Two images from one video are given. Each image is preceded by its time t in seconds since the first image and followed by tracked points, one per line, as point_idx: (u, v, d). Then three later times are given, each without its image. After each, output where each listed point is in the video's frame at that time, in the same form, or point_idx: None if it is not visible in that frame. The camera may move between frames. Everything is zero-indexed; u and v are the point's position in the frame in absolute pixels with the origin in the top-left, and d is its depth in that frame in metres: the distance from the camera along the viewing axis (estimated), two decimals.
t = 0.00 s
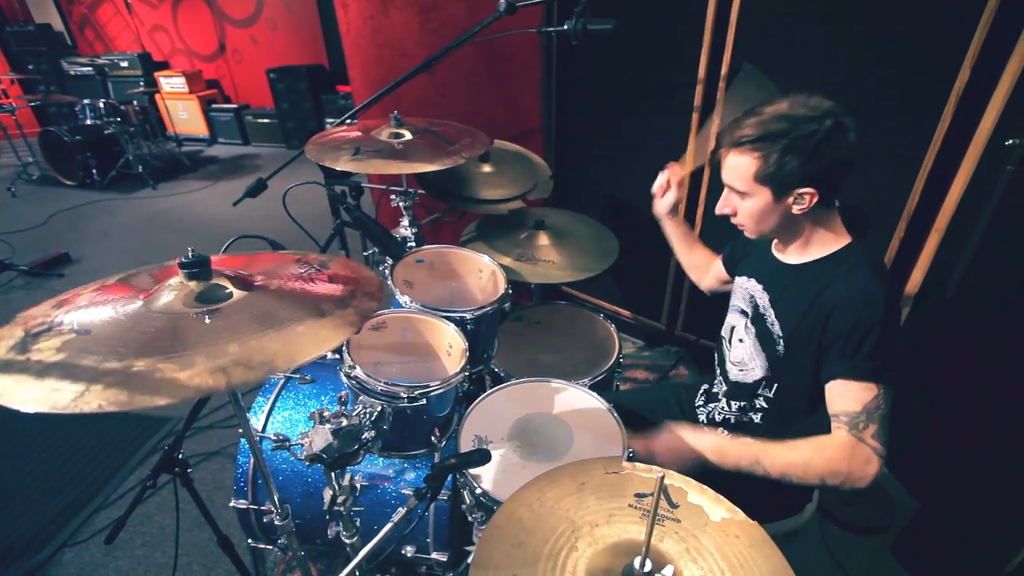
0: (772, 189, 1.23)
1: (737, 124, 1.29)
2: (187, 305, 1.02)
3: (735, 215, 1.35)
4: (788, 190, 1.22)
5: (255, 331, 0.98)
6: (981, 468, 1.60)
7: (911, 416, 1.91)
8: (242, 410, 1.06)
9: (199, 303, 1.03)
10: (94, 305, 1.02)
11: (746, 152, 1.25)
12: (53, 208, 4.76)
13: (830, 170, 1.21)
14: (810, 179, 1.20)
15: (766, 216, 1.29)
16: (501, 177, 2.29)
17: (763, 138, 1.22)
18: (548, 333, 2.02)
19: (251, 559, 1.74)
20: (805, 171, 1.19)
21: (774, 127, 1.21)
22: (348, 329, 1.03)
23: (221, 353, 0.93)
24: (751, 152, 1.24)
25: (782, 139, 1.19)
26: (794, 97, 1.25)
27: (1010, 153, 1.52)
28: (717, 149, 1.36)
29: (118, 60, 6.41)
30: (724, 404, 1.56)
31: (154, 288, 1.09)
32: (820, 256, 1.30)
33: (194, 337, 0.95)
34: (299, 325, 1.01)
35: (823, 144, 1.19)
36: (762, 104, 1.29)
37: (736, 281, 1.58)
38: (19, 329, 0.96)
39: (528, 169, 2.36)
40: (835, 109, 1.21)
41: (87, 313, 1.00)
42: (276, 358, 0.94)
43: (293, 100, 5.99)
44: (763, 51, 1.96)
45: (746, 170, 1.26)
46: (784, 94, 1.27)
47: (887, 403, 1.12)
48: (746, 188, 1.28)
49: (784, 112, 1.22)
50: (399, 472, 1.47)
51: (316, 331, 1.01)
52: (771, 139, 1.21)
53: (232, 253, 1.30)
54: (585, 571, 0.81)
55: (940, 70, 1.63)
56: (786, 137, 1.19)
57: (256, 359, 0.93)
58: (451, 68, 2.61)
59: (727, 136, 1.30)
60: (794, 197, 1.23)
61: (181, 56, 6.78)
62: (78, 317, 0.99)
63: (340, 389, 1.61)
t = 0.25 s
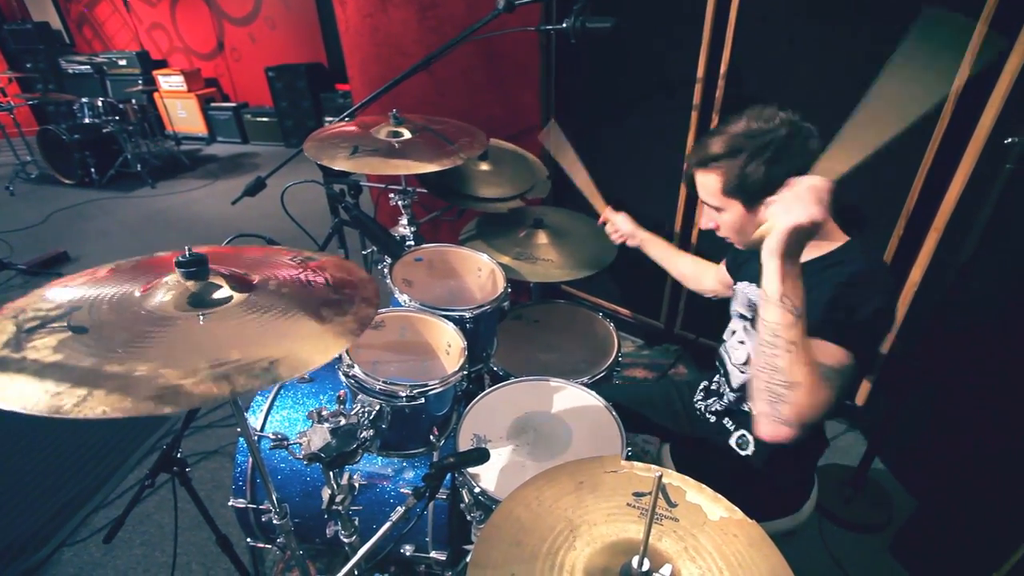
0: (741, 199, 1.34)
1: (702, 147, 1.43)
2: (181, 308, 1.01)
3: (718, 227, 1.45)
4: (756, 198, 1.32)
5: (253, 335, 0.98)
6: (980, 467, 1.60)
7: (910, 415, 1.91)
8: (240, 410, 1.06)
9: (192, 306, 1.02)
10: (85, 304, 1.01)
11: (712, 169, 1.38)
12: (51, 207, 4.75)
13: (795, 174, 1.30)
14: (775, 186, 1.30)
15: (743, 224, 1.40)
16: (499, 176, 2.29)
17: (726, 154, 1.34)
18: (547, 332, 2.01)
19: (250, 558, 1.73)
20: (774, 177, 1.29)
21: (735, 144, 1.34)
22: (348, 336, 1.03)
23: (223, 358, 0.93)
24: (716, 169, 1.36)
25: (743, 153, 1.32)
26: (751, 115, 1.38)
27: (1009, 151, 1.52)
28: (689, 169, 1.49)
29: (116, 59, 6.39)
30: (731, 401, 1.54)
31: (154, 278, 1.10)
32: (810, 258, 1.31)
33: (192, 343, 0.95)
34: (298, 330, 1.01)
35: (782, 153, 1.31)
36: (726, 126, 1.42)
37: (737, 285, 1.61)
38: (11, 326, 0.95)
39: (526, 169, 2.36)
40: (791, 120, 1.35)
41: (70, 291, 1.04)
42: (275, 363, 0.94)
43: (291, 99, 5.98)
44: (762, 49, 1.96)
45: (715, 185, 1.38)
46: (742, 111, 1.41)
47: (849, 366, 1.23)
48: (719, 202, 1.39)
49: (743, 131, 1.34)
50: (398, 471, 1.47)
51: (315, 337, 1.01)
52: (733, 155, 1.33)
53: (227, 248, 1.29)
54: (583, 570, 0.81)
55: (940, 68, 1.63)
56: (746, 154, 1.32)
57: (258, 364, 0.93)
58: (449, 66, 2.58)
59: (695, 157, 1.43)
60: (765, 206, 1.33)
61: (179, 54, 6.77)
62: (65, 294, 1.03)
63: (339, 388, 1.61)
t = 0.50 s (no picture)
0: (726, 178, 1.31)
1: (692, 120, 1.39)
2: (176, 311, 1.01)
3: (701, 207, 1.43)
4: (740, 179, 1.29)
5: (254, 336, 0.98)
6: (982, 467, 1.60)
7: (911, 414, 1.90)
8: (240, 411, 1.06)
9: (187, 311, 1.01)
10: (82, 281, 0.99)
11: (699, 144, 1.35)
12: (52, 207, 4.75)
13: (783, 155, 1.26)
14: (759, 167, 1.26)
15: (726, 204, 1.36)
16: (501, 175, 2.28)
17: (714, 129, 1.31)
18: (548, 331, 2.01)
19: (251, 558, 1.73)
20: (758, 157, 1.26)
21: (724, 119, 1.29)
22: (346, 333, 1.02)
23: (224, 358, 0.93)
24: (705, 144, 1.33)
25: (731, 130, 1.28)
26: (743, 92, 1.35)
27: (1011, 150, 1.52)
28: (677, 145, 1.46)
29: (117, 59, 6.39)
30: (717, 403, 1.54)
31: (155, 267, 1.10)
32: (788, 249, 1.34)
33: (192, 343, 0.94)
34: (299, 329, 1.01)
35: (770, 133, 1.26)
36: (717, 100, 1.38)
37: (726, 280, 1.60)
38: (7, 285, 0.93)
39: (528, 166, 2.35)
40: (783, 104, 1.29)
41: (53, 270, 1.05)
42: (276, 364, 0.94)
43: (292, 99, 5.97)
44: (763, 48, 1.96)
45: (700, 161, 1.35)
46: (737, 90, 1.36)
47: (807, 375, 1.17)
48: (704, 180, 1.37)
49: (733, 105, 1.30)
50: (399, 471, 1.47)
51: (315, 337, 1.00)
52: (720, 130, 1.30)
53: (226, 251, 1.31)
54: (584, 572, 0.81)
55: (942, 67, 1.62)
56: (733, 127, 1.28)
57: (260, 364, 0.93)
58: (450, 65, 2.58)
59: (684, 130, 1.40)
60: (747, 185, 1.29)
61: (180, 54, 6.77)
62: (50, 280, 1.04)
63: (340, 388, 1.61)
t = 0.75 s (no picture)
0: (726, 181, 1.29)
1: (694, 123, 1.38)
2: (194, 308, 1.02)
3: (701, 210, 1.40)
4: (740, 183, 1.27)
5: (255, 336, 0.98)
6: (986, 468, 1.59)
7: (915, 415, 1.89)
8: (241, 412, 1.06)
9: (203, 306, 1.02)
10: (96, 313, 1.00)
11: (701, 146, 1.34)
12: (56, 208, 4.77)
13: (787, 158, 1.24)
14: (761, 170, 1.24)
15: (727, 207, 1.34)
16: (502, 176, 2.28)
17: (716, 130, 1.30)
18: (550, 332, 2.01)
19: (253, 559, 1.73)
20: (761, 160, 1.23)
21: (727, 121, 1.29)
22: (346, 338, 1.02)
23: (225, 359, 0.93)
24: (705, 147, 1.32)
25: (734, 132, 1.27)
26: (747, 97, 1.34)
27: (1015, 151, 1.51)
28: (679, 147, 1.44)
29: (120, 61, 6.42)
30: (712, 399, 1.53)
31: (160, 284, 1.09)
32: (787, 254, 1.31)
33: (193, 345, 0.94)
34: (300, 332, 1.01)
35: (772, 137, 1.25)
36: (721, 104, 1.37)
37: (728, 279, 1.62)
38: (21, 337, 0.94)
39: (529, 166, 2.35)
40: (786, 108, 1.30)
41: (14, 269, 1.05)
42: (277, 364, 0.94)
43: (294, 100, 5.99)
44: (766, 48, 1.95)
45: (701, 162, 1.34)
46: (743, 95, 1.37)
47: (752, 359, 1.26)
48: (704, 181, 1.35)
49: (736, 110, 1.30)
50: (400, 472, 1.46)
51: (314, 340, 0.99)
52: (723, 132, 1.29)
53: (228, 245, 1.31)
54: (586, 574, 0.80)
55: (946, 67, 1.62)
56: (735, 130, 1.27)
57: (261, 364, 0.93)
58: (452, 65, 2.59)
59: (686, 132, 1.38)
60: (748, 189, 1.27)
61: (183, 56, 6.79)
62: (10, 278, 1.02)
63: (341, 389, 1.61)
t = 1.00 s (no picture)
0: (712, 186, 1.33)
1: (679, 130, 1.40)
2: (173, 310, 1.01)
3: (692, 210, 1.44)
4: (724, 185, 1.30)
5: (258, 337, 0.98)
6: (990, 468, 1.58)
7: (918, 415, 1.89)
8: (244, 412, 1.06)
9: (184, 309, 1.01)
10: (85, 297, 1.00)
11: (686, 151, 1.37)
12: (60, 208, 4.78)
13: (767, 156, 1.25)
14: (741, 173, 1.27)
15: (716, 208, 1.37)
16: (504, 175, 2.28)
17: (699, 136, 1.33)
18: (553, 331, 2.00)
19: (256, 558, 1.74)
20: (740, 163, 1.26)
21: (709, 126, 1.31)
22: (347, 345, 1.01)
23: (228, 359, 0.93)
24: (689, 153, 1.35)
25: (716, 137, 1.29)
26: (729, 99, 1.35)
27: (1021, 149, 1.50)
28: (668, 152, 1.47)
29: (123, 61, 6.43)
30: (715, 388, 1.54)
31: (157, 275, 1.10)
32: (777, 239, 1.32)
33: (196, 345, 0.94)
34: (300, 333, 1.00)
35: (754, 135, 1.26)
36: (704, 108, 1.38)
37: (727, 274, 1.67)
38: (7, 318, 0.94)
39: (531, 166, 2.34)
40: (767, 107, 1.29)
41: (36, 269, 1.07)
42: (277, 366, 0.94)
43: (297, 99, 5.99)
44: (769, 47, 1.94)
45: (687, 168, 1.37)
46: (725, 95, 1.38)
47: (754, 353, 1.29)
48: (693, 185, 1.38)
49: (719, 116, 1.31)
50: (403, 471, 1.46)
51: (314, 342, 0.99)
52: (705, 138, 1.31)
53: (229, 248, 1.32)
54: None
55: (951, 65, 1.61)
56: (716, 138, 1.30)
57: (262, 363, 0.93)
58: (455, 64, 2.60)
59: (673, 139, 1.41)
60: (732, 191, 1.30)
61: (186, 56, 6.80)
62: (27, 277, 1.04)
63: (344, 389, 1.61)
